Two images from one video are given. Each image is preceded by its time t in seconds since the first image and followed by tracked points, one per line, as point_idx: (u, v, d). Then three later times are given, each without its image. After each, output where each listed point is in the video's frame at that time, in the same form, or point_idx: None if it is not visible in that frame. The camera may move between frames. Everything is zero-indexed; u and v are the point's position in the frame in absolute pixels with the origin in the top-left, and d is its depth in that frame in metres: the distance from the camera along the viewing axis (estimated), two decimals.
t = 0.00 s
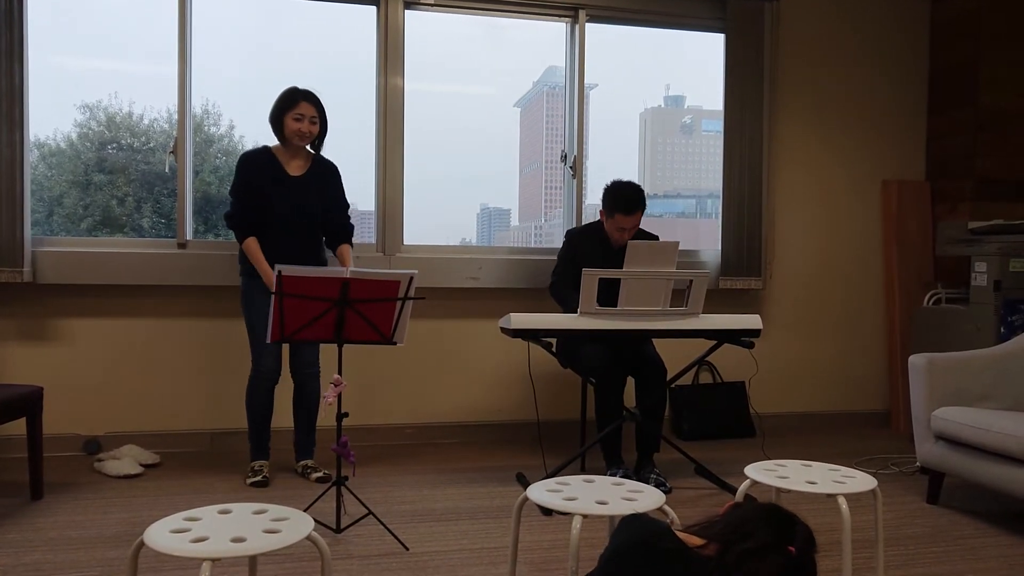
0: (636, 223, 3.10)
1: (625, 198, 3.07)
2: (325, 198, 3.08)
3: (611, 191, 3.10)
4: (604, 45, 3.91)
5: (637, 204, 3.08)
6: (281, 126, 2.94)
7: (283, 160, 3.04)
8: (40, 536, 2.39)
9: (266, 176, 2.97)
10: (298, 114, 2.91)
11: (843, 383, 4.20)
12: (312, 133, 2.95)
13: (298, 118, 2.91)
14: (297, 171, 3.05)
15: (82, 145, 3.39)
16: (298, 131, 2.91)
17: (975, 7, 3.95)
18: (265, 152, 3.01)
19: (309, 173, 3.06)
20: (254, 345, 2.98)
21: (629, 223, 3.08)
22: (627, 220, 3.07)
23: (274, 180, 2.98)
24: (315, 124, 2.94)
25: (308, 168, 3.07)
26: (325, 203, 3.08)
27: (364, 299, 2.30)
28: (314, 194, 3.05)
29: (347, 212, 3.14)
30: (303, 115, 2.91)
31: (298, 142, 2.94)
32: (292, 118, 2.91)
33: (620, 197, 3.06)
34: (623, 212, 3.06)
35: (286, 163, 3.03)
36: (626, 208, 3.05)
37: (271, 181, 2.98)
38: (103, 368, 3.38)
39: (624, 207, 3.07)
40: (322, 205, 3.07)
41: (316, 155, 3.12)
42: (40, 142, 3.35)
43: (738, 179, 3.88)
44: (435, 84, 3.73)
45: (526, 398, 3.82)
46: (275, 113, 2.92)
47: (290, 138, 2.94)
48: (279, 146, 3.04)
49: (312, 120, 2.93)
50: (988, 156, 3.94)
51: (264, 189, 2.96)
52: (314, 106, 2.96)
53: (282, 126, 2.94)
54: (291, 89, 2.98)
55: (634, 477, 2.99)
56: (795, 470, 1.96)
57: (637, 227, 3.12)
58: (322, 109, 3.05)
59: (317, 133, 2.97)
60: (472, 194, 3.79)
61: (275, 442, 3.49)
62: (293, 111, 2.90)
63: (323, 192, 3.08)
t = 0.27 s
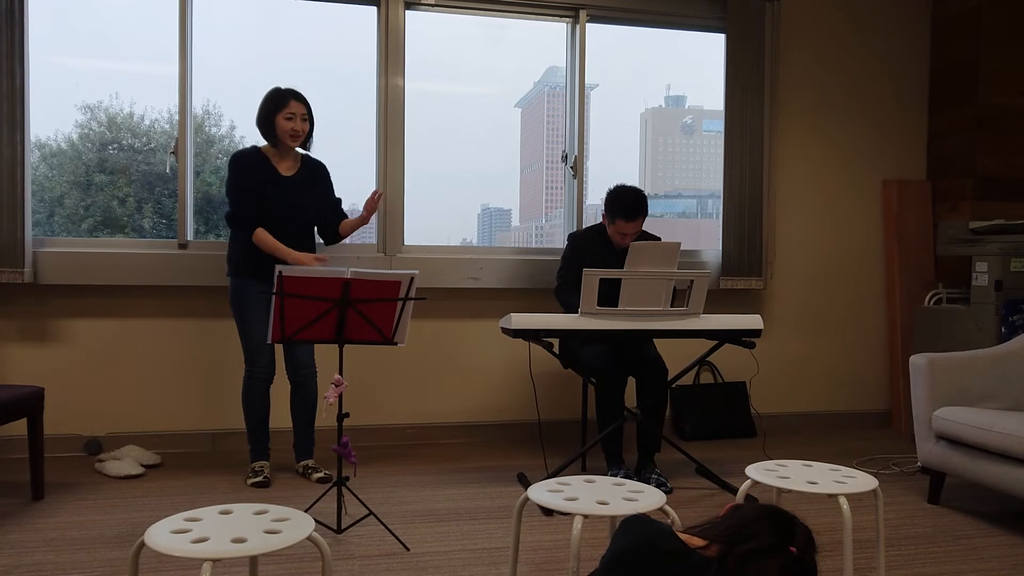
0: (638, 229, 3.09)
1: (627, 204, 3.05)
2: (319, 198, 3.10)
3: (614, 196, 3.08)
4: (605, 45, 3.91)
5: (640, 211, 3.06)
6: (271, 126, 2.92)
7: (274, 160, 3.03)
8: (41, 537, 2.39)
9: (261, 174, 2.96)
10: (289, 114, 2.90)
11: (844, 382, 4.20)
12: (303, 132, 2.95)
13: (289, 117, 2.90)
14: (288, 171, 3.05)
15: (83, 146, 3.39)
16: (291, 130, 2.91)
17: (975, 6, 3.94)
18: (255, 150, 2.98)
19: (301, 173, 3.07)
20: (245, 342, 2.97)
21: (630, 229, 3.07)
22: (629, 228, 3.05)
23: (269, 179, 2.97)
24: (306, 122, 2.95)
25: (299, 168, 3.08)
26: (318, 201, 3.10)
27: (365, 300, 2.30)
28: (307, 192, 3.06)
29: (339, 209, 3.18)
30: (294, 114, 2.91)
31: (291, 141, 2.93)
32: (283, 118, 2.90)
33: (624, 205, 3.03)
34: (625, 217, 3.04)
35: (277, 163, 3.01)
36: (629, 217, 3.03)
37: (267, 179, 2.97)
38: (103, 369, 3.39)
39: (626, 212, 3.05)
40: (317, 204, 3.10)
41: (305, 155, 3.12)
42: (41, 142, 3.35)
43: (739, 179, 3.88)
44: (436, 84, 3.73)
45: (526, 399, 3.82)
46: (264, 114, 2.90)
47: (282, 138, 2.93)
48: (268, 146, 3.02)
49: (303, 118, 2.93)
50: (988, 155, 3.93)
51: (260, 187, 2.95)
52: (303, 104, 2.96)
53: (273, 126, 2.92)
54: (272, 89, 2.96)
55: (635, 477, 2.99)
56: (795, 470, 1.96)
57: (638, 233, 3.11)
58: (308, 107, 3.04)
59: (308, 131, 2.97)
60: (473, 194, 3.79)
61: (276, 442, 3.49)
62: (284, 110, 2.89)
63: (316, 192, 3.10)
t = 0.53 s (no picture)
0: (642, 224, 3.11)
1: (630, 200, 3.06)
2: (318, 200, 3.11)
3: (618, 192, 3.09)
4: (605, 46, 3.91)
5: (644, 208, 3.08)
6: (269, 127, 2.93)
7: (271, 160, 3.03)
8: (41, 537, 2.39)
9: (263, 173, 2.96)
10: (286, 113, 2.92)
11: (845, 382, 4.20)
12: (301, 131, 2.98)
13: (287, 117, 2.93)
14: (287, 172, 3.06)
15: (83, 146, 3.39)
16: (290, 129, 2.93)
17: (975, 6, 3.94)
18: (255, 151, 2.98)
19: (301, 175, 3.09)
20: (243, 343, 2.97)
21: (634, 225, 3.08)
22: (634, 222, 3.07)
23: (271, 178, 2.97)
24: (302, 121, 2.98)
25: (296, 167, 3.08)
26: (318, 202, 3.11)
27: (365, 299, 2.30)
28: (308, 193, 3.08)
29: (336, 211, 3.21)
30: (291, 113, 2.93)
31: (290, 140, 2.95)
32: (281, 118, 2.92)
33: (630, 201, 3.05)
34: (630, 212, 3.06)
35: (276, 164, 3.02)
36: (634, 212, 3.05)
37: (269, 178, 2.97)
38: (104, 369, 3.39)
39: (630, 208, 3.07)
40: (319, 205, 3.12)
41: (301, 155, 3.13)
42: (41, 142, 3.36)
43: (739, 179, 3.88)
44: (435, 84, 3.73)
45: (526, 399, 3.82)
46: (260, 114, 2.91)
47: (281, 138, 2.95)
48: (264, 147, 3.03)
49: (300, 117, 2.96)
50: (989, 155, 3.93)
51: (262, 185, 2.95)
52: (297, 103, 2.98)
53: (271, 127, 2.94)
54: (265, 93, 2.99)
55: (635, 478, 2.99)
56: (795, 470, 1.96)
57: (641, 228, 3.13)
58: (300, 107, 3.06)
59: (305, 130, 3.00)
60: (473, 194, 3.79)
61: (277, 442, 3.49)
62: (281, 110, 2.92)
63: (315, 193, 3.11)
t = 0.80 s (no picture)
0: (646, 212, 3.12)
1: (632, 188, 3.10)
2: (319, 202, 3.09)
3: (618, 182, 3.13)
4: (605, 45, 3.91)
5: (646, 195, 3.11)
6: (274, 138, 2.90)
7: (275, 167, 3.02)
8: (41, 537, 2.39)
9: (263, 175, 2.96)
10: (292, 125, 2.89)
11: (845, 382, 4.19)
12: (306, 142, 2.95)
13: (293, 129, 2.89)
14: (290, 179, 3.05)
15: (83, 146, 3.39)
16: (295, 141, 2.90)
17: (975, 6, 3.94)
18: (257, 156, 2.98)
19: (303, 181, 3.08)
20: (242, 343, 2.97)
21: (638, 212, 3.10)
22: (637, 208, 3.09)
23: (273, 181, 2.97)
24: (307, 132, 2.95)
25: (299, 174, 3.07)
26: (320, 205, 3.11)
27: (366, 299, 2.30)
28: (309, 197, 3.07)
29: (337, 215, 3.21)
30: (297, 125, 2.90)
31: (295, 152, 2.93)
32: (287, 130, 2.89)
33: (632, 187, 3.09)
34: (633, 199, 3.09)
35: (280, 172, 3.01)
36: (637, 198, 3.08)
37: (270, 180, 2.96)
38: (104, 370, 3.39)
39: (632, 195, 3.10)
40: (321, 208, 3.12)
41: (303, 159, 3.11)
42: (42, 142, 3.36)
43: (739, 178, 3.88)
44: (435, 84, 3.73)
45: (527, 399, 3.82)
46: (267, 124, 2.88)
47: (286, 149, 2.93)
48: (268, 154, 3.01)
49: (306, 128, 2.93)
50: (989, 155, 3.93)
51: (263, 187, 2.94)
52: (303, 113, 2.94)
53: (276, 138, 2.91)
54: (271, 98, 2.94)
55: (636, 478, 2.99)
56: (796, 470, 1.96)
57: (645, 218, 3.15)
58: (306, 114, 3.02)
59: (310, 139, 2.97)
60: (473, 194, 3.79)
61: (277, 443, 3.49)
62: (287, 122, 2.88)
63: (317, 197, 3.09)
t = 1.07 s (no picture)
0: (645, 210, 3.12)
1: (630, 186, 3.10)
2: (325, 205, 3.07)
3: (617, 181, 3.14)
4: (605, 46, 3.91)
5: (645, 192, 3.12)
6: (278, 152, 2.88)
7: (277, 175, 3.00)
8: (42, 538, 2.39)
9: (260, 177, 2.96)
10: (295, 143, 2.86)
11: (845, 382, 4.19)
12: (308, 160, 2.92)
13: (296, 146, 2.87)
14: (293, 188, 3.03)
15: (83, 147, 3.40)
16: (297, 159, 2.88)
17: (975, 6, 3.94)
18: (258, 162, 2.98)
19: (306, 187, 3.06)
20: (242, 343, 2.97)
21: (637, 209, 3.11)
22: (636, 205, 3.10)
23: (268, 186, 2.96)
24: (312, 150, 2.91)
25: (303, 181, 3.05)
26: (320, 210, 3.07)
27: (366, 300, 2.30)
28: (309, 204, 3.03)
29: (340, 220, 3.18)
30: (302, 143, 2.87)
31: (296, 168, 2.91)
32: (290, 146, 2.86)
33: (629, 185, 3.09)
34: (631, 196, 3.10)
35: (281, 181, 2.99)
36: (635, 195, 3.08)
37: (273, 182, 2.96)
38: (104, 370, 3.39)
39: (631, 193, 3.11)
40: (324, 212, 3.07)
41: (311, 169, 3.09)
42: (42, 142, 3.36)
43: (739, 179, 3.88)
44: (435, 85, 3.73)
45: (527, 399, 3.82)
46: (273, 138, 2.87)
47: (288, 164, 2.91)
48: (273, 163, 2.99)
49: (310, 148, 2.89)
50: (989, 155, 3.93)
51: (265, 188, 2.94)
52: (311, 133, 2.90)
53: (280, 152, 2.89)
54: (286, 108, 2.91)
55: (636, 478, 2.99)
56: (796, 470, 1.96)
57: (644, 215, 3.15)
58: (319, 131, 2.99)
59: (315, 156, 2.95)
60: (473, 194, 3.79)
61: (277, 443, 3.49)
62: (291, 140, 2.86)
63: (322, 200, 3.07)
